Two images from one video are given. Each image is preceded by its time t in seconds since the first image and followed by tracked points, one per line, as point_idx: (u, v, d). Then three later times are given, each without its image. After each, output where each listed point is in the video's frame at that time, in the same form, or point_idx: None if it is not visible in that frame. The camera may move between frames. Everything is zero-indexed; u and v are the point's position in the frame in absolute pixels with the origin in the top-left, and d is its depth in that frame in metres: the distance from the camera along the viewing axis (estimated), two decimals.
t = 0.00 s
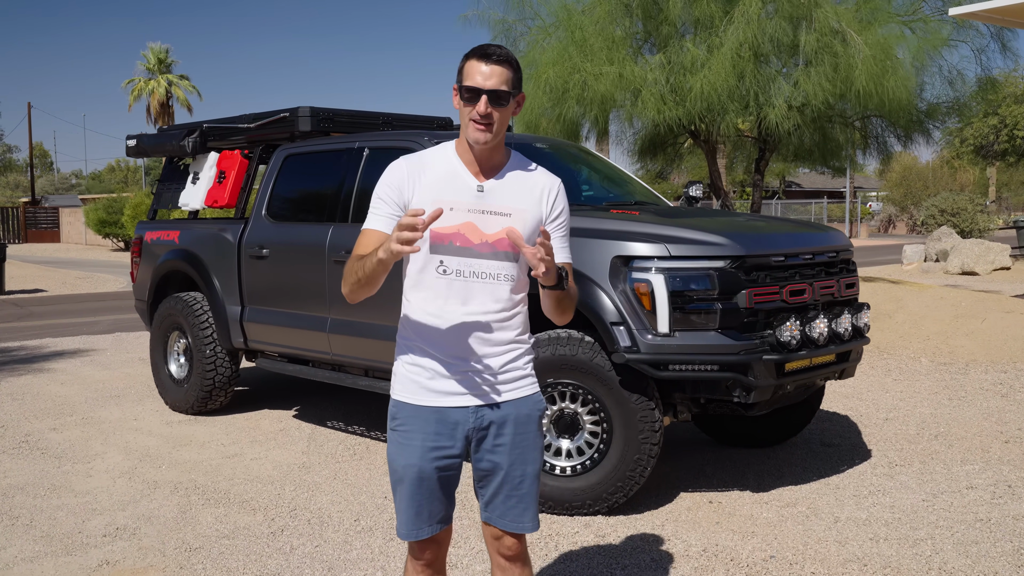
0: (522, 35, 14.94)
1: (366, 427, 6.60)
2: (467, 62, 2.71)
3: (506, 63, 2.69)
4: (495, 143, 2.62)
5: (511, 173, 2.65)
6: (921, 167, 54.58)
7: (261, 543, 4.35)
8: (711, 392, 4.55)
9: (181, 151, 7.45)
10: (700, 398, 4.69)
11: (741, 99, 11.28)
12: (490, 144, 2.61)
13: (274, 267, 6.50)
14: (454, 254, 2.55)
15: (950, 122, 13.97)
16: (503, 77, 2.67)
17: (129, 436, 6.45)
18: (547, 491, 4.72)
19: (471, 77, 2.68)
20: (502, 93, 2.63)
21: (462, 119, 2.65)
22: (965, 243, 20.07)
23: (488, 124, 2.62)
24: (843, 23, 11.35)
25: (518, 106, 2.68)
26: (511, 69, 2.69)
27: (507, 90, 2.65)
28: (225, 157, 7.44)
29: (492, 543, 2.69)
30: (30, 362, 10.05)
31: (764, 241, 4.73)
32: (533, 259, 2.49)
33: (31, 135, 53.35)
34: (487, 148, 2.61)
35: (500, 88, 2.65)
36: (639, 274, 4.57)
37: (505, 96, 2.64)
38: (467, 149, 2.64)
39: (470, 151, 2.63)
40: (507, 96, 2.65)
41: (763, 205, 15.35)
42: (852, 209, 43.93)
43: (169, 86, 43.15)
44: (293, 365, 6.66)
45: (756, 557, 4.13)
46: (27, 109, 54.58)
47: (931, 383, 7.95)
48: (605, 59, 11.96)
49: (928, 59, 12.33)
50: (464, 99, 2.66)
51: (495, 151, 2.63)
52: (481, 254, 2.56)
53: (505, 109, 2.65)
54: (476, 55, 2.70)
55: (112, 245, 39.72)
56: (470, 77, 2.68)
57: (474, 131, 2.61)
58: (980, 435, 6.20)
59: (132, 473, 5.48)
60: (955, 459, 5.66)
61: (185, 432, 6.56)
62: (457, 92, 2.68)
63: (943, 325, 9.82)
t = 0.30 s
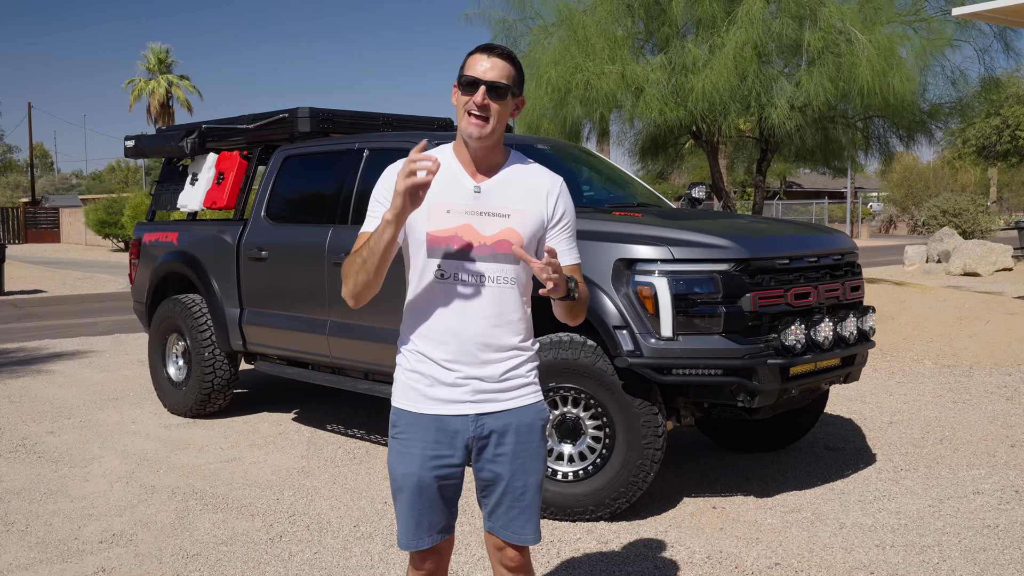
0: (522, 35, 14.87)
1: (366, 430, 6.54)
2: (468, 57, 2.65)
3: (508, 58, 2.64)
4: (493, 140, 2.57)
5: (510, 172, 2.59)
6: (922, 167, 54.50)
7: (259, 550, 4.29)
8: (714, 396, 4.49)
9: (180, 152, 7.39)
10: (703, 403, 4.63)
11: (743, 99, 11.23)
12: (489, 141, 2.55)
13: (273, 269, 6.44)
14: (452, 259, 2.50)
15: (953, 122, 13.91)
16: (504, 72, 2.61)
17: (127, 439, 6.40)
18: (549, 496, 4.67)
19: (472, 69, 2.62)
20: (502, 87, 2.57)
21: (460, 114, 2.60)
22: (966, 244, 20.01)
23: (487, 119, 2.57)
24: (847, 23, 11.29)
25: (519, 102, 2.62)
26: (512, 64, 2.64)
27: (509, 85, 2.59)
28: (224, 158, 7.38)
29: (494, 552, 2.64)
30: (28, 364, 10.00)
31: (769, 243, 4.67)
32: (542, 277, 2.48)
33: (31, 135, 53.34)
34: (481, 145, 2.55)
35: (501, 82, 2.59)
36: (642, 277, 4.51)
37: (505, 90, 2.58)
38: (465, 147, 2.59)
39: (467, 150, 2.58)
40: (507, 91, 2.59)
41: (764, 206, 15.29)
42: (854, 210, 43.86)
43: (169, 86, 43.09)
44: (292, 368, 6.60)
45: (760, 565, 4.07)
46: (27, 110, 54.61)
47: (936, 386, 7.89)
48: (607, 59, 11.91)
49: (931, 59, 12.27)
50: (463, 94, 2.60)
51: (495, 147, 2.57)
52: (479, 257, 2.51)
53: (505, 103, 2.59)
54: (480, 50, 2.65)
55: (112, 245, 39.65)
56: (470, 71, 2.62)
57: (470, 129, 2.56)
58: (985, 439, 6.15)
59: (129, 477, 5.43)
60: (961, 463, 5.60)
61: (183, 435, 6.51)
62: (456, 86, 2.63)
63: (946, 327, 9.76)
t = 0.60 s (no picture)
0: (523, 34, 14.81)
1: (366, 433, 6.49)
2: (482, 61, 2.60)
3: (522, 66, 2.58)
4: (501, 149, 2.52)
5: (516, 179, 2.55)
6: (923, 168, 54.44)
7: (258, 555, 4.24)
8: (719, 400, 4.44)
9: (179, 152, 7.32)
10: (707, 406, 4.58)
11: (745, 99, 11.17)
12: (497, 150, 2.51)
13: (272, 270, 6.39)
14: (457, 263, 2.44)
15: (955, 122, 13.85)
16: (517, 80, 2.55)
17: (125, 442, 6.35)
18: (552, 501, 4.62)
19: (484, 75, 2.56)
20: (515, 97, 2.52)
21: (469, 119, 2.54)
22: (968, 244, 19.94)
23: (496, 128, 2.51)
24: (850, 22, 11.23)
25: (530, 112, 2.57)
26: (526, 72, 2.58)
27: (522, 95, 2.54)
28: (223, 159, 7.32)
29: (496, 561, 2.59)
30: (27, 365, 9.94)
31: (773, 245, 4.62)
32: (544, 288, 2.44)
33: (31, 136, 53.30)
34: (490, 152, 2.51)
35: (513, 92, 2.54)
36: (645, 279, 4.46)
37: (518, 100, 2.53)
38: (473, 153, 2.54)
39: (474, 155, 2.54)
40: (520, 100, 2.54)
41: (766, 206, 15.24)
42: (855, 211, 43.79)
43: (170, 86, 43.03)
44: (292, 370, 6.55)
45: (766, 571, 4.02)
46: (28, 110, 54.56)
47: (939, 388, 7.84)
48: (609, 59, 11.84)
49: (935, 59, 12.21)
50: (473, 99, 2.55)
51: (502, 156, 2.53)
52: (484, 262, 2.45)
53: (516, 114, 2.54)
54: (493, 54, 2.59)
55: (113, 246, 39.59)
56: (483, 76, 2.56)
57: (477, 137, 2.50)
58: (991, 442, 6.10)
59: (127, 481, 5.38)
60: (967, 466, 5.55)
61: (182, 438, 6.46)
62: (468, 91, 2.57)
63: (950, 328, 9.71)
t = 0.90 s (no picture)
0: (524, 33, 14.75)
1: (366, 435, 6.44)
2: (468, 58, 2.53)
3: (510, 55, 2.54)
4: (508, 142, 2.48)
5: (520, 176, 2.50)
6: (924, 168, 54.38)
7: (256, 560, 4.19)
8: (722, 403, 4.39)
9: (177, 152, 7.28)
10: (710, 409, 4.52)
11: (747, 98, 11.13)
12: (505, 142, 2.46)
13: (271, 271, 6.34)
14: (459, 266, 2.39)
15: (958, 122, 13.80)
16: (511, 70, 2.52)
17: (123, 444, 6.30)
18: (554, 505, 4.56)
19: (478, 72, 2.50)
20: (515, 86, 2.49)
21: (471, 118, 2.48)
22: (970, 244, 19.89)
23: (502, 121, 2.47)
24: (852, 21, 11.17)
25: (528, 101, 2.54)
26: (516, 62, 2.55)
27: (519, 84, 2.51)
28: (222, 159, 7.28)
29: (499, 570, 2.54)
30: (25, 366, 9.90)
31: (777, 246, 4.57)
32: (545, 295, 2.40)
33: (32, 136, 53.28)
34: (500, 147, 2.46)
35: (512, 82, 2.50)
36: (648, 281, 4.42)
37: (517, 90, 2.50)
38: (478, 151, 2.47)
39: (479, 152, 2.47)
40: (518, 90, 2.51)
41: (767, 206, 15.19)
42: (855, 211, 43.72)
43: (170, 86, 42.98)
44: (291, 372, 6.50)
45: None
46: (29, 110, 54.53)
47: (943, 389, 7.78)
48: (610, 59, 11.80)
49: (937, 59, 12.16)
50: (473, 96, 2.47)
51: (509, 149, 2.49)
52: (487, 264, 2.40)
53: (517, 104, 2.50)
54: (479, 50, 2.54)
55: (113, 246, 39.53)
56: (476, 73, 2.50)
57: (487, 131, 2.45)
58: (996, 445, 6.05)
59: (125, 484, 5.33)
60: (972, 470, 5.50)
61: (180, 440, 6.41)
62: (463, 90, 2.50)
63: (952, 329, 9.66)
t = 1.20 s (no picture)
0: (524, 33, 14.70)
1: (365, 438, 6.40)
2: (442, 64, 2.49)
3: (485, 55, 2.49)
4: (493, 143, 2.43)
5: (510, 173, 2.44)
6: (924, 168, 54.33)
7: (254, 565, 4.14)
8: (725, 406, 4.34)
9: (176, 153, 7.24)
10: (713, 412, 4.48)
11: (748, 98, 11.09)
12: (490, 143, 2.42)
13: (270, 272, 6.29)
14: (456, 269, 2.35)
15: (959, 122, 13.75)
16: (489, 70, 2.47)
17: (120, 447, 6.25)
18: (555, 509, 4.51)
19: (455, 77, 2.45)
20: (494, 86, 2.44)
21: (454, 123, 2.43)
22: (972, 244, 19.84)
23: (485, 122, 2.42)
24: (854, 21, 11.13)
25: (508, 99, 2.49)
26: (491, 62, 2.50)
27: (497, 82, 2.45)
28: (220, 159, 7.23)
29: None
30: (23, 368, 9.84)
31: (780, 247, 4.52)
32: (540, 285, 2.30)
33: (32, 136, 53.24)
34: (485, 150, 2.41)
35: (490, 82, 2.44)
36: (650, 283, 4.38)
37: (497, 88, 2.45)
38: (464, 154, 2.42)
39: (464, 156, 2.42)
40: (497, 88, 2.46)
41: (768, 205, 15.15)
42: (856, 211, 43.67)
43: (170, 86, 42.91)
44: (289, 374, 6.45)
45: None
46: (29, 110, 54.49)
47: (946, 391, 7.74)
48: (611, 59, 11.75)
49: (939, 59, 12.12)
50: (452, 100, 2.43)
51: (495, 149, 2.45)
52: (483, 265, 2.36)
53: (498, 104, 2.46)
54: (452, 53, 2.48)
55: (112, 247, 39.47)
56: (453, 78, 2.45)
57: (470, 134, 2.41)
58: (1000, 447, 6.00)
59: (122, 487, 5.28)
60: (977, 473, 5.46)
61: (179, 443, 6.36)
62: (441, 97, 2.46)
63: (955, 330, 9.62)
